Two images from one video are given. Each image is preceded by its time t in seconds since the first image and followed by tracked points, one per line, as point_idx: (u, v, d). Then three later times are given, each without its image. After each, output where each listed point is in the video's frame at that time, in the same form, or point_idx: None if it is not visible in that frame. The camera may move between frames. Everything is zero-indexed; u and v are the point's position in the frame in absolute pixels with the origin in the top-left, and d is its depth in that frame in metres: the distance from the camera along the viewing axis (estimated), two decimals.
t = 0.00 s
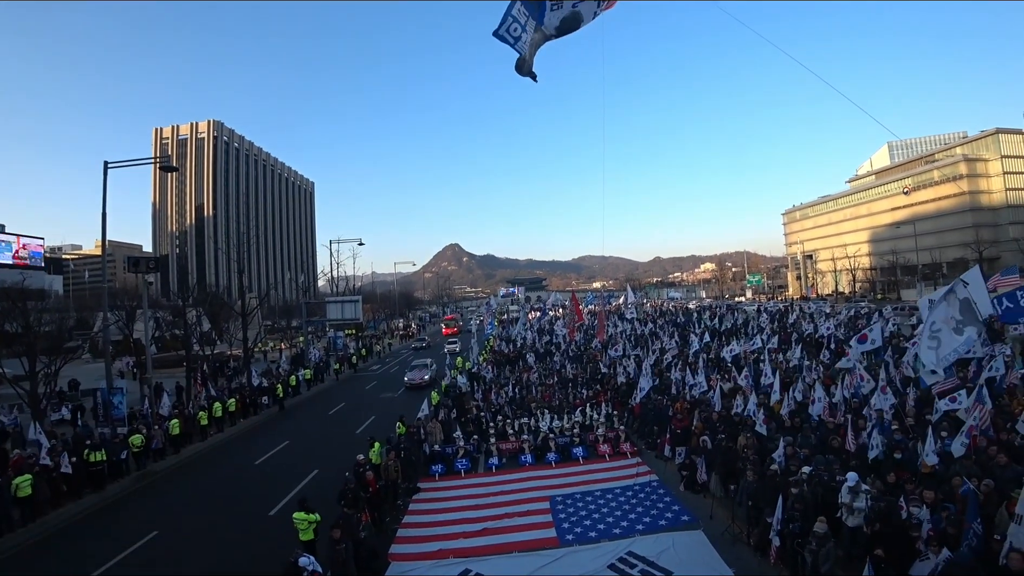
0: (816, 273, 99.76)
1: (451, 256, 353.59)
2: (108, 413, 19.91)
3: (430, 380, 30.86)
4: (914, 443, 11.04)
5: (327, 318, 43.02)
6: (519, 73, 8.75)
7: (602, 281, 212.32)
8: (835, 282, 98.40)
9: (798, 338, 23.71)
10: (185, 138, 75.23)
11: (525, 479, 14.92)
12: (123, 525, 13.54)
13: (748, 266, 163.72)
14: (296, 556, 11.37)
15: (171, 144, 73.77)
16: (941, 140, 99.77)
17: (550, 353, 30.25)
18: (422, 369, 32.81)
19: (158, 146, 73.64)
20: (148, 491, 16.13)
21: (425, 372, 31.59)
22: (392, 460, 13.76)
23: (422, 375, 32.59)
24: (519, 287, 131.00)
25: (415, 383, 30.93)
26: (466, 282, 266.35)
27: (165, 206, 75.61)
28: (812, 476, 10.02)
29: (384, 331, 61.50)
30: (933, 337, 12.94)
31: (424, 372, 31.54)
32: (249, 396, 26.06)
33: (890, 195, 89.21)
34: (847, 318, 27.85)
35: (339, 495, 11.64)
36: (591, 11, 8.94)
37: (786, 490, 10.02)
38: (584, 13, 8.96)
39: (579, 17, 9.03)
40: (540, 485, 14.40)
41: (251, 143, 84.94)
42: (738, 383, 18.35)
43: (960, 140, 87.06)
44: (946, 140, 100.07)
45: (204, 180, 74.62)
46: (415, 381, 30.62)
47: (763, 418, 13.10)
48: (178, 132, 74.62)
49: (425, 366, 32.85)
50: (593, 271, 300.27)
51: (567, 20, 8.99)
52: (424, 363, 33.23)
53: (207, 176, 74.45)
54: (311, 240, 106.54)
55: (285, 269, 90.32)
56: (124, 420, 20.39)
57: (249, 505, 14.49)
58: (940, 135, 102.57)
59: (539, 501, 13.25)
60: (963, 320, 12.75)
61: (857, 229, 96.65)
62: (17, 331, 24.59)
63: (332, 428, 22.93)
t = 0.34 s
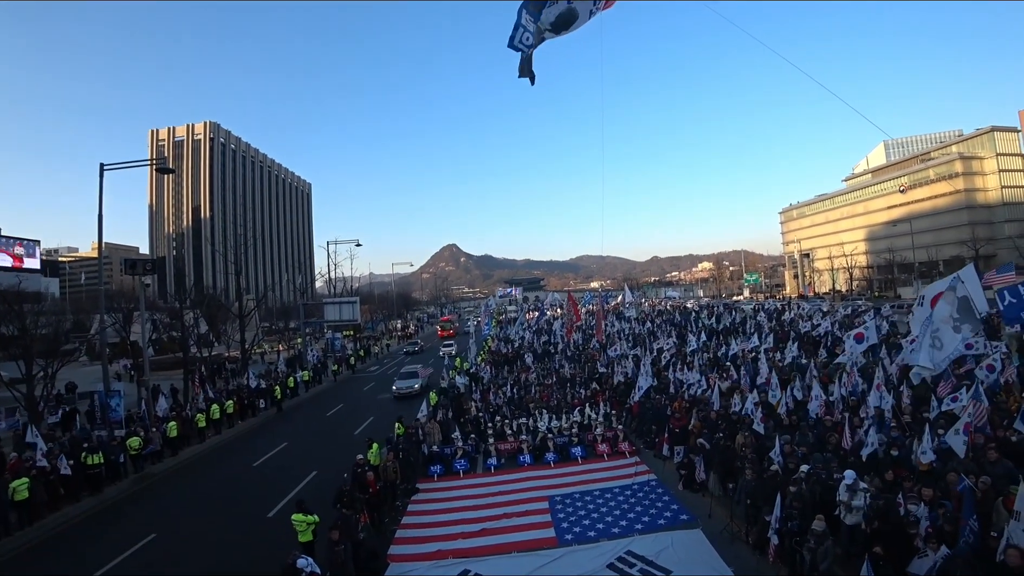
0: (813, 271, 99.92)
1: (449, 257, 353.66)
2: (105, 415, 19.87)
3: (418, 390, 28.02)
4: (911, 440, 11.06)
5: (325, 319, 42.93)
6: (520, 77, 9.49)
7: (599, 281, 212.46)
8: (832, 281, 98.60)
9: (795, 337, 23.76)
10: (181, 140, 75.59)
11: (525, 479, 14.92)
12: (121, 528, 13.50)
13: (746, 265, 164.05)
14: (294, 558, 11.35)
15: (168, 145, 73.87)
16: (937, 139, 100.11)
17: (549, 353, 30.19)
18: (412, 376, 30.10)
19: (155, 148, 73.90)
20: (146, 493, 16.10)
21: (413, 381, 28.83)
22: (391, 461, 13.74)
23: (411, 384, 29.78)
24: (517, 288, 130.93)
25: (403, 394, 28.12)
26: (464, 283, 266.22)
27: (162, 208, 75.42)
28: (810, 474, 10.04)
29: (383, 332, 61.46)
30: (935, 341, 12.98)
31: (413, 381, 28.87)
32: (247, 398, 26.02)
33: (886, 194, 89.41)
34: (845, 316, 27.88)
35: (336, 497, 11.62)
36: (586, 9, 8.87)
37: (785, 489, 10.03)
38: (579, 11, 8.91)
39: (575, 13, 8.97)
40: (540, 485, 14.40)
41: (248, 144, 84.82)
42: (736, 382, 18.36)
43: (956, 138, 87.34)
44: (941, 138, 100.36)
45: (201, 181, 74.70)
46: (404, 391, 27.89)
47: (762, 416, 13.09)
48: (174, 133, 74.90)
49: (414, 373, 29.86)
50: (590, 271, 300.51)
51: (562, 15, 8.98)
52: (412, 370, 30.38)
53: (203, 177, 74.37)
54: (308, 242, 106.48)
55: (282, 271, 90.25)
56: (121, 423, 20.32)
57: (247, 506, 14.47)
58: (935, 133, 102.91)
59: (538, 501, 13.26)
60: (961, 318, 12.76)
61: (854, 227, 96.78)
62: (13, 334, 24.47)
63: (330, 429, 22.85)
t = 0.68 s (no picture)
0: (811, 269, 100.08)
1: (447, 257, 353.35)
2: (104, 417, 19.82)
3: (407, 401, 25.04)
4: (911, 437, 11.07)
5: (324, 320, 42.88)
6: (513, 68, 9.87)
7: (598, 280, 212.55)
8: (830, 279, 98.70)
9: (794, 335, 23.80)
10: (179, 141, 75.24)
11: (524, 479, 14.94)
12: (121, 530, 13.49)
13: (744, 264, 164.38)
14: (293, 558, 11.37)
15: (165, 146, 73.55)
16: (933, 137, 100.52)
17: (548, 353, 30.18)
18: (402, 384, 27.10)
19: (152, 149, 73.58)
20: (146, 495, 16.10)
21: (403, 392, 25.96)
22: (391, 462, 13.75)
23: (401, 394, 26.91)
24: (516, 288, 130.78)
25: (390, 405, 25.21)
26: (462, 283, 265.98)
27: (160, 209, 75.24)
28: (809, 473, 10.06)
29: (382, 332, 61.42)
30: (935, 341, 12.98)
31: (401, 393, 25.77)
32: (246, 399, 26.00)
33: (884, 192, 89.58)
34: (843, 314, 27.93)
35: (335, 497, 11.63)
36: (582, 6, 8.86)
37: (784, 487, 10.06)
38: (576, 7, 8.91)
39: (574, 8, 8.99)
40: (539, 484, 14.39)
41: (246, 145, 84.67)
42: (736, 380, 18.33)
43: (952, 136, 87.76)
44: (939, 136, 100.64)
45: (199, 182, 74.47)
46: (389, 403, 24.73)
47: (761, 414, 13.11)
48: (172, 134, 74.52)
49: (405, 382, 26.91)
50: (589, 271, 300.61)
51: (559, 9, 9.05)
52: (402, 377, 27.95)
53: (201, 178, 74.23)
54: (307, 242, 106.35)
55: (280, 271, 90.11)
56: (120, 425, 20.27)
57: (247, 507, 14.49)
58: (932, 131, 103.29)
59: (538, 500, 13.26)
60: (957, 315, 12.79)
61: (852, 225, 96.85)
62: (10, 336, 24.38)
63: (330, 430, 22.81)
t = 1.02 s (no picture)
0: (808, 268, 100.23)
1: (445, 257, 353.13)
2: (100, 418, 19.74)
3: (392, 412, 21.89)
4: (907, 435, 11.09)
5: (321, 320, 42.78)
6: (510, 69, 10.07)
7: (595, 280, 212.55)
8: (827, 278, 98.91)
9: (791, 334, 23.83)
10: (175, 141, 75.00)
11: (521, 478, 14.91)
12: (117, 531, 13.46)
13: (741, 263, 164.66)
14: (290, 559, 11.34)
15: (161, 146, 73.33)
16: (929, 136, 100.84)
17: (546, 352, 30.17)
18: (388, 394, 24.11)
19: (148, 149, 73.36)
20: (144, 496, 16.07)
21: (388, 402, 22.87)
22: (388, 462, 13.72)
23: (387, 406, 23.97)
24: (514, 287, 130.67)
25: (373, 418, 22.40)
26: (460, 283, 265.88)
27: (156, 210, 75.02)
28: (806, 470, 10.07)
29: (379, 332, 61.34)
30: (929, 337, 13.10)
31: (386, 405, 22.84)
32: (243, 400, 25.95)
33: (880, 191, 89.80)
34: (840, 312, 27.97)
35: (333, 498, 11.62)
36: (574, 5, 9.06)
37: (781, 485, 10.07)
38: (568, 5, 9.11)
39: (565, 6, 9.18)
40: (536, 484, 14.38)
41: (242, 145, 84.48)
42: (733, 378, 18.35)
43: (948, 135, 88.09)
44: (934, 135, 100.95)
45: (195, 182, 74.25)
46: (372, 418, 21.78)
47: (758, 413, 13.13)
48: (168, 134, 74.28)
49: (392, 392, 23.76)
50: (587, 270, 300.73)
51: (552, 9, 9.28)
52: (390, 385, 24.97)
53: (198, 178, 74.03)
54: (304, 243, 106.16)
55: (277, 272, 89.94)
56: (117, 426, 20.19)
57: (244, 508, 14.47)
58: (928, 131, 103.64)
59: (535, 500, 13.25)
60: (953, 313, 12.83)
61: (849, 224, 96.94)
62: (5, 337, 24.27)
63: (328, 430, 22.81)
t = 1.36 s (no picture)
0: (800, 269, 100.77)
1: (439, 257, 352.83)
2: (91, 420, 19.61)
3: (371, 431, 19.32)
4: (898, 434, 11.15)
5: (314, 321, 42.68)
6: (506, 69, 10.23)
7: (589, 281, 212.88)
8: (819, 278, 99.52)
9: (783, 334, 23.97)
10: (167, 141, 74.61)
11: (515, 479, 14.88)
12: (107, 535, 13.34)
13: (734, 263, 165.45)
14: (283, 561, 11.30)
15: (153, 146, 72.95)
16: (920, 138, 101.62)
17: (540, 353, 30.20)
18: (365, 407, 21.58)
19: (139, 149, 72.95)
20: (135, 499, 15.97)
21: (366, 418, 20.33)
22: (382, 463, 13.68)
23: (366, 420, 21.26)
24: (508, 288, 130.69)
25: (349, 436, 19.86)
26: (454, 283, 265.70)
27: (148, 211, 74.61)
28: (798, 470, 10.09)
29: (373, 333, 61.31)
30: (915, 334, 13.26)
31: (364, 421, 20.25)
32: (236, 401, 25.85)
33: (872, 192, 90.35)
34: (831, 313, 28.13)
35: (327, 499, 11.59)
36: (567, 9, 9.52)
37: (773, 484, 10.10)
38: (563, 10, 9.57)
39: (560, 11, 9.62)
40: (530, 484, 14.36)
41: (235, 145, 84.19)
42: (725, 378, 18.41)
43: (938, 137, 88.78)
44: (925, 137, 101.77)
45: (188, 183, 73.92)
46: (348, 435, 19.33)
47: (751, 413, 13.17)
48: (160, 134, 73.92)
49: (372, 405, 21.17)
50: (581, 271, 301.16)
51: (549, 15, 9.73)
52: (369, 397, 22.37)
53: (190, 179, 73.71)
54: (297, 243, 105.87)
55: (271, 273, 89.68)
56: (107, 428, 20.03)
57: (237, 511, 14.36)
58: (918, 132, 104.47)
59: (528, 501, 13.24)
60: (940, 313, 12.95)
61: (840, 224, 97.43)
62: None
63: (321, 432, 22.71)
